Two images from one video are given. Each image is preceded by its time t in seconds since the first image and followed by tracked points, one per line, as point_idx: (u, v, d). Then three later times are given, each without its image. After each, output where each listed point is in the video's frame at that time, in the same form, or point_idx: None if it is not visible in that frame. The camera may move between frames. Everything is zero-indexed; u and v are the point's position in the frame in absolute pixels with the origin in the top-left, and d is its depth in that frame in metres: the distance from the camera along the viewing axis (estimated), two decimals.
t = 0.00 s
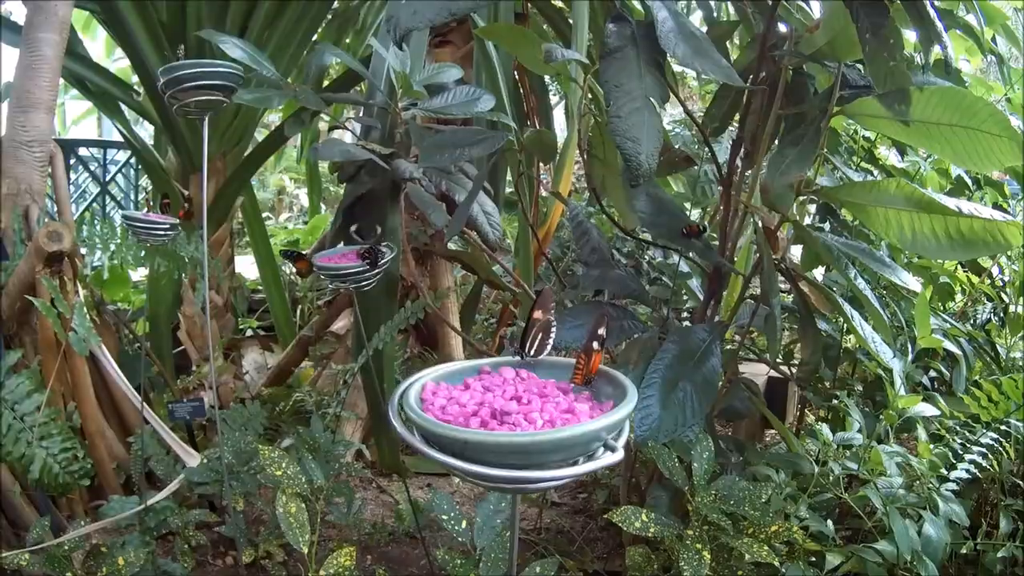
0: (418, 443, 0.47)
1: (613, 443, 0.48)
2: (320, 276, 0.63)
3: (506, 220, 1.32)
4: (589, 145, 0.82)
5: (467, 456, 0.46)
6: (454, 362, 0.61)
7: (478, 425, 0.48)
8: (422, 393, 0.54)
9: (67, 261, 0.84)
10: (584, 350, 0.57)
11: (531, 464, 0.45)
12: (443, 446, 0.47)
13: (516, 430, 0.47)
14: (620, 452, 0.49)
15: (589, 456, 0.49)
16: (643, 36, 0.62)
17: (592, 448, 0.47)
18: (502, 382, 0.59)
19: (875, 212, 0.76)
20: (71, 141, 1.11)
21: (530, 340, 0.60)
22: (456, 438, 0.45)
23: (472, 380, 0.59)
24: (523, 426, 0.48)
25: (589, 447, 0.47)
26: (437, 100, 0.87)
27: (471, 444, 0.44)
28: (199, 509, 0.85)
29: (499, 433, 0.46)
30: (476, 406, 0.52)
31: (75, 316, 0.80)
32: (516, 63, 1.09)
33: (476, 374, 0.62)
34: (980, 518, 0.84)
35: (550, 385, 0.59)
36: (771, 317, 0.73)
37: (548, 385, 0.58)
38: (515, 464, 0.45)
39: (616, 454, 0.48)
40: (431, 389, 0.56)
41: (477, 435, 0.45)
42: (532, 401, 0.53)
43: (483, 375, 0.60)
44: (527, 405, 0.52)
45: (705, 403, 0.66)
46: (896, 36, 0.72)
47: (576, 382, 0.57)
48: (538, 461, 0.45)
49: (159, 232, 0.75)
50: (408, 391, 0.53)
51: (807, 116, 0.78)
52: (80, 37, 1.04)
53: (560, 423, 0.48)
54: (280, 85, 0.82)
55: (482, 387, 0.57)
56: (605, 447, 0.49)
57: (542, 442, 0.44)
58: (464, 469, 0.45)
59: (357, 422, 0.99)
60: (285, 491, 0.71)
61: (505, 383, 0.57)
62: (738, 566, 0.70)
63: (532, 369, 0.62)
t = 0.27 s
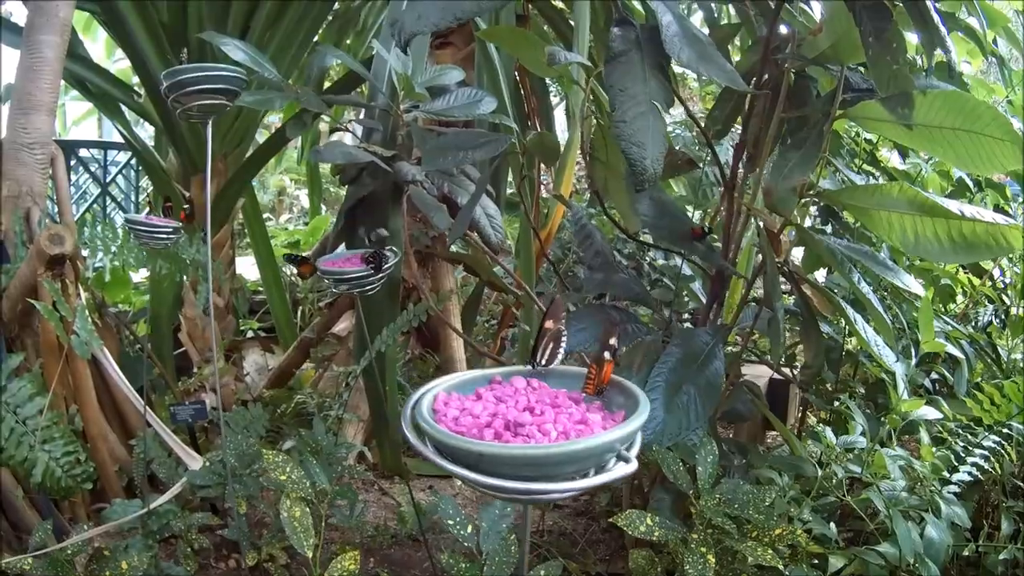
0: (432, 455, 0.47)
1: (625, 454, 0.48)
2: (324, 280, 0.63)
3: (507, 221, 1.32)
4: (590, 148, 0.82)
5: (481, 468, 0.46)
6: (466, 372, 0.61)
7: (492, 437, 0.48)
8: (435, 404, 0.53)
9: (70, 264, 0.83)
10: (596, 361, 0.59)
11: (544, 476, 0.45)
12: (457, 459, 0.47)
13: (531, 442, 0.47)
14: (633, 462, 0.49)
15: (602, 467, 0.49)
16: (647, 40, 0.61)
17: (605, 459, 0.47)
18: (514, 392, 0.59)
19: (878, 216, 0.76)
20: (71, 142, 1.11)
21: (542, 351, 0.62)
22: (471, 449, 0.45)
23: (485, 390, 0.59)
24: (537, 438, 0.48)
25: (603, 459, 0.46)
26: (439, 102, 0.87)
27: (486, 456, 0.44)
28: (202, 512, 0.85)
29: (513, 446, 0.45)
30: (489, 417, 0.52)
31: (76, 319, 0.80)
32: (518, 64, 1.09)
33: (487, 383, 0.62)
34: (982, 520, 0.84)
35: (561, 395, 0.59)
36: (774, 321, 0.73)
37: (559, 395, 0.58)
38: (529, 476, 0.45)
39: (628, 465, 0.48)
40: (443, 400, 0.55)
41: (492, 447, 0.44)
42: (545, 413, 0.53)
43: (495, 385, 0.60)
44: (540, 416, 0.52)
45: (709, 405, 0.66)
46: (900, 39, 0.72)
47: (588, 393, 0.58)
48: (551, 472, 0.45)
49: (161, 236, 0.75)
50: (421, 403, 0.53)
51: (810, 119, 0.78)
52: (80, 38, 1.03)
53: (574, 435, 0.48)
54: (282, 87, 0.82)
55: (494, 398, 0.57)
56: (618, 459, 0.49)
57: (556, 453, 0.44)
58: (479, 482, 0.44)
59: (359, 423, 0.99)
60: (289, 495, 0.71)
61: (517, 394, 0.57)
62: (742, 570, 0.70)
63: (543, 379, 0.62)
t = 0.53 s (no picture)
0: (452, 473, 0.45)
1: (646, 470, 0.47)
2: (330, 287, 0.64)
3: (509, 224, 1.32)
4: (594, 154, 0.82)
5: (503, 487, 0.44)
6: (483, 387, 0.59)
7: (514, 454, 0.46)
8: (454, 420, 0.51)
9: (72, 269, 0.82)
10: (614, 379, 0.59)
11: (565, 494, 0.43)
12: (478, 477, 0.45)
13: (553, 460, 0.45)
14: (652, 478, 0.47)
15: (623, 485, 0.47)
16: (654, 48, 0.62)
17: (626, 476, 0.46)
18: (532, 407, 0.57)
19: (882, 222, 0.77)
20: (72, 143, 1.12)
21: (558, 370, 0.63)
22: (493, 467, 0.43)
23: (502, 405, 0.57)
24: (559, 455, 0.46)
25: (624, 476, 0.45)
26: (442, 106, 0.87)
27: (510, 475, 0.42)
28: (206, 516, 0.85)
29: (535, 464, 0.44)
30: (510, 434, 0.50)
31: (80, 324, 0.80)
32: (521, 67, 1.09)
33: (504, 399, 0.60)
34: (984, 523, 0.85)
35: (578, 410, 0.57)
36: (779, 326, 0.73)
37: (577, 411, 0.57)
38: (551, 495, 0.43)
39: (649, 482, 0.46)
40: (462, 415, 0.54)
41: (515, 465, 0.43)
42: (565, 429, 0.51)
43: (512, 400, 0.59)
44: (560, 433, 0.50)
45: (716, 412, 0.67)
46: (904, 45, 0.72)
47: (605, 408, 0.56)
48: (573, 490, 0.43)
49: (165, 241, 0.75)
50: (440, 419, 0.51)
51: (814, 124, 0.78)
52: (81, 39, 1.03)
53: (595, 451, 0.47)
54: (285, 90, 0.82)
55: (513, 413, 0.56)
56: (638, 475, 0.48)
57: (579, 471, 0.42)
58: (503, 501, 0.42)
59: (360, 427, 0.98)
60: (296, 501, 0.71)
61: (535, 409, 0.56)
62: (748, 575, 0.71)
63: (560, 394, 0.61)
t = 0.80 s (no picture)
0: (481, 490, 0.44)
1: (673, 487, 0.46)
2: (341, 294, 0.64)
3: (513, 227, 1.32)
4: (599, 160, 0.83)
5: (532, 505, 0.43)
6: (509, 404, 0.58)
7: (544, 472, 0.45)
8: (483, 437, 0.51)
9: (78, 275, 0.82)
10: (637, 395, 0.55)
11: (595, 512, 0.42)
12: (507, 494, 0.44)
13: (583, 477, 0.44)
14: (678, 494, 0.45)
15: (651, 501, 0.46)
16: (665, 57, 0.62)
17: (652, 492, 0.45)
18: (558, 425, 0.56)
19: (887, 228, 0.77)
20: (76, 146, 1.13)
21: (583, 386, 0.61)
22: (523, 486, 0.42)
23: (529, 423, 0.56)
24: (588, 473, 0.45)
25: (652, 493, 0.44)
26: (447, 110, 0.87)
27: (540, 492, 0.41)
28: (213, 521, 0.86)
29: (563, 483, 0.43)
30: (539, 452, 0.49)
31: (86, 330, 0.80)
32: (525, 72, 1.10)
33: (529, 415, 0.60)
34: (987, 526, 0.86)
35: (603, 428, 0.57)
36: (786, 332, 0.74)
37: (603, 429, 0.56)
38: (580, 512, 0.42)
39: (677, 498, 0.45)
40: (490, 432, 0.53)
41: (544, 482, 0.42)
42: (592, 447, 0.51)
43: (538, 417, 0.58)
44: (588, 451, 0.50)
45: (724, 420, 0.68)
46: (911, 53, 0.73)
47: (630, 424, 0.56)
48: (603, 508, 0.42)
49: (175, 248, 0.74)
50: (469, 436, 0.50)
51: (820, 131, 0.79)
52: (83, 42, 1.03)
53: (624, 469, 0.46)
54: (291, 95, 0.82)
55: (540, 431, 0.55)
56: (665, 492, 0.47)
57: (608, 487, 0.41)
58: (533, 519, 0.42)
59: (365, 430, 0.98)
60: (306, 508, 0.71)
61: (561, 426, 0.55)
62: None
63: (585, 410, 0.60)
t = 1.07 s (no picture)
0: (519, 509, 0.45)
1: (704, 503, 0.47)
2: (356, 305, 0.64)
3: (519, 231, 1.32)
4: (608, 168, 0.83)
5: (570, 523, 0.44)
6: (539, 422, 0.59)
7: (580, 490, 0.46)
8: (517, 455, 0.51)
9: (87, 282, 0.82)
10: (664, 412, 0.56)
11: (631, 530, 0.43)
12: (544, 512, 0.45)
13: (618, 494, 0.45)
14: (708, 510, 0.46)
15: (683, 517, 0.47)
16: (679, 69, 0.63)
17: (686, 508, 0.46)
18: (588, 442, 0.57)
19: (895, 237, 0.78)
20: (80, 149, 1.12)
21: (612, 403, 0.62)
22: (561, 504, 0.43)
23: (560, 440, 0.57)
24: (623, 490, 0.46)
25: (686, 510, 0.45)
26: (456, 116, 0.87)
27: (578, 510, 0.42)
28: (223, 528, 0.86)
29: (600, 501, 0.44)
30: (574, 470, 0.50)
31: (95, 338, 0.80)
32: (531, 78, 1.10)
33: (559, 432, 0.60)
34: (991, 530, 0.87)
35: (633, 445, 0.58)
36: (796, 340, 0.75)
37: (633, 445, 0.57)
38: (617, 529, 0.43)
39: (710, 513, 0.46)
40: (523, 450, 0.54)
41: (582, 501, 0.43)
42: (625, 464, 0.52)
43: (568, 434, 0.59)
44: (621, 468, 0.50)
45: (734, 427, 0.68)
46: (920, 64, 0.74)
47: (658, 441, 0.56)
48: (638, 525, 0.43)
49: (186, 256, 0.75)
50: (504, 455, 0.51)
51: (828, 140, 0.79)
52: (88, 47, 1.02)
53: (657, 486, 0.47)
54: (300, 101, 0.82)
55: (571, 448, 0.56)
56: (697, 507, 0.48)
57: (645, 504, 0.42)
58: (571, 537, 0.42)
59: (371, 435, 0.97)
60: (321, 517, 0.71)
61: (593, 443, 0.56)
62: None
63: (614, 427, 0.61)
